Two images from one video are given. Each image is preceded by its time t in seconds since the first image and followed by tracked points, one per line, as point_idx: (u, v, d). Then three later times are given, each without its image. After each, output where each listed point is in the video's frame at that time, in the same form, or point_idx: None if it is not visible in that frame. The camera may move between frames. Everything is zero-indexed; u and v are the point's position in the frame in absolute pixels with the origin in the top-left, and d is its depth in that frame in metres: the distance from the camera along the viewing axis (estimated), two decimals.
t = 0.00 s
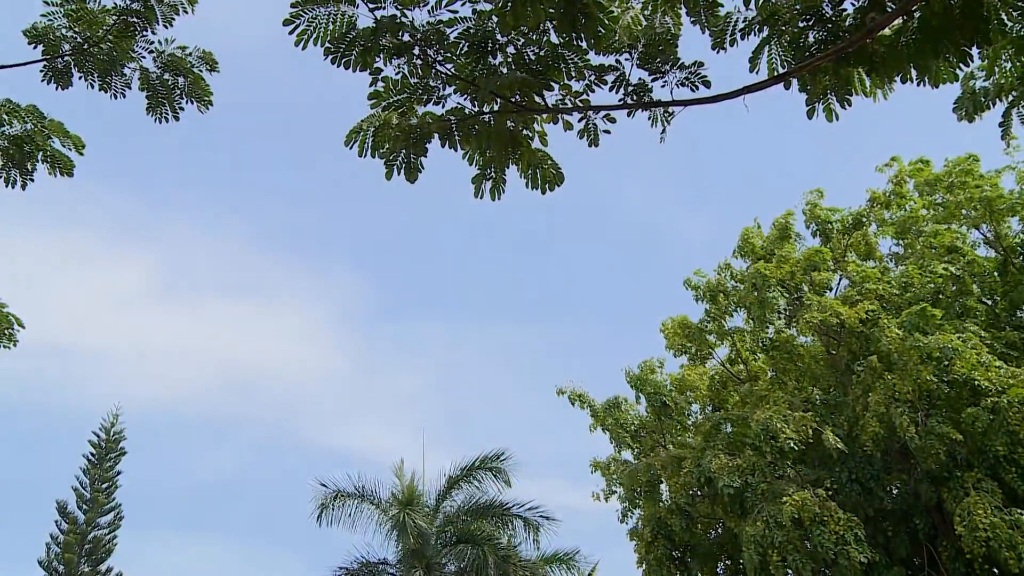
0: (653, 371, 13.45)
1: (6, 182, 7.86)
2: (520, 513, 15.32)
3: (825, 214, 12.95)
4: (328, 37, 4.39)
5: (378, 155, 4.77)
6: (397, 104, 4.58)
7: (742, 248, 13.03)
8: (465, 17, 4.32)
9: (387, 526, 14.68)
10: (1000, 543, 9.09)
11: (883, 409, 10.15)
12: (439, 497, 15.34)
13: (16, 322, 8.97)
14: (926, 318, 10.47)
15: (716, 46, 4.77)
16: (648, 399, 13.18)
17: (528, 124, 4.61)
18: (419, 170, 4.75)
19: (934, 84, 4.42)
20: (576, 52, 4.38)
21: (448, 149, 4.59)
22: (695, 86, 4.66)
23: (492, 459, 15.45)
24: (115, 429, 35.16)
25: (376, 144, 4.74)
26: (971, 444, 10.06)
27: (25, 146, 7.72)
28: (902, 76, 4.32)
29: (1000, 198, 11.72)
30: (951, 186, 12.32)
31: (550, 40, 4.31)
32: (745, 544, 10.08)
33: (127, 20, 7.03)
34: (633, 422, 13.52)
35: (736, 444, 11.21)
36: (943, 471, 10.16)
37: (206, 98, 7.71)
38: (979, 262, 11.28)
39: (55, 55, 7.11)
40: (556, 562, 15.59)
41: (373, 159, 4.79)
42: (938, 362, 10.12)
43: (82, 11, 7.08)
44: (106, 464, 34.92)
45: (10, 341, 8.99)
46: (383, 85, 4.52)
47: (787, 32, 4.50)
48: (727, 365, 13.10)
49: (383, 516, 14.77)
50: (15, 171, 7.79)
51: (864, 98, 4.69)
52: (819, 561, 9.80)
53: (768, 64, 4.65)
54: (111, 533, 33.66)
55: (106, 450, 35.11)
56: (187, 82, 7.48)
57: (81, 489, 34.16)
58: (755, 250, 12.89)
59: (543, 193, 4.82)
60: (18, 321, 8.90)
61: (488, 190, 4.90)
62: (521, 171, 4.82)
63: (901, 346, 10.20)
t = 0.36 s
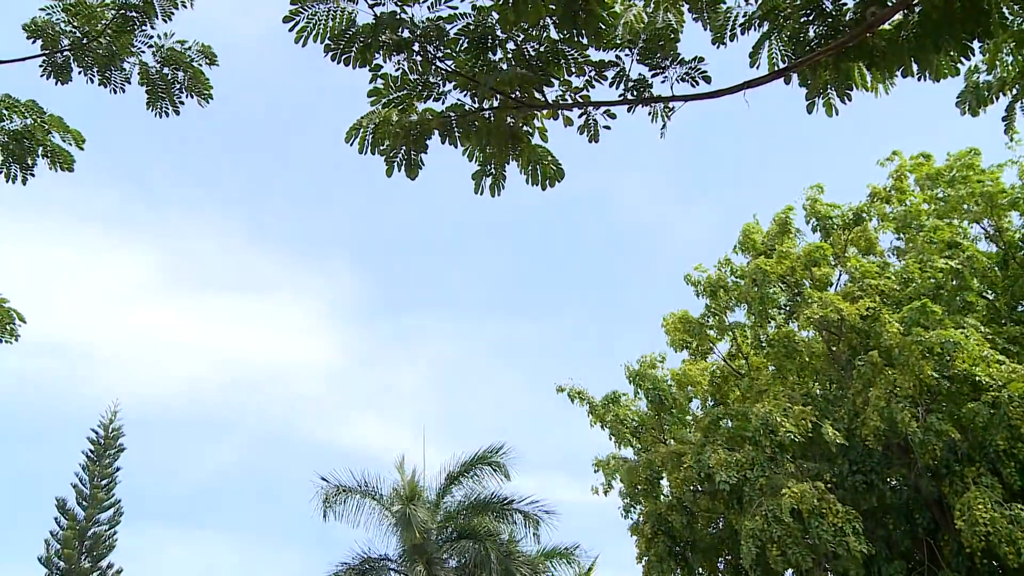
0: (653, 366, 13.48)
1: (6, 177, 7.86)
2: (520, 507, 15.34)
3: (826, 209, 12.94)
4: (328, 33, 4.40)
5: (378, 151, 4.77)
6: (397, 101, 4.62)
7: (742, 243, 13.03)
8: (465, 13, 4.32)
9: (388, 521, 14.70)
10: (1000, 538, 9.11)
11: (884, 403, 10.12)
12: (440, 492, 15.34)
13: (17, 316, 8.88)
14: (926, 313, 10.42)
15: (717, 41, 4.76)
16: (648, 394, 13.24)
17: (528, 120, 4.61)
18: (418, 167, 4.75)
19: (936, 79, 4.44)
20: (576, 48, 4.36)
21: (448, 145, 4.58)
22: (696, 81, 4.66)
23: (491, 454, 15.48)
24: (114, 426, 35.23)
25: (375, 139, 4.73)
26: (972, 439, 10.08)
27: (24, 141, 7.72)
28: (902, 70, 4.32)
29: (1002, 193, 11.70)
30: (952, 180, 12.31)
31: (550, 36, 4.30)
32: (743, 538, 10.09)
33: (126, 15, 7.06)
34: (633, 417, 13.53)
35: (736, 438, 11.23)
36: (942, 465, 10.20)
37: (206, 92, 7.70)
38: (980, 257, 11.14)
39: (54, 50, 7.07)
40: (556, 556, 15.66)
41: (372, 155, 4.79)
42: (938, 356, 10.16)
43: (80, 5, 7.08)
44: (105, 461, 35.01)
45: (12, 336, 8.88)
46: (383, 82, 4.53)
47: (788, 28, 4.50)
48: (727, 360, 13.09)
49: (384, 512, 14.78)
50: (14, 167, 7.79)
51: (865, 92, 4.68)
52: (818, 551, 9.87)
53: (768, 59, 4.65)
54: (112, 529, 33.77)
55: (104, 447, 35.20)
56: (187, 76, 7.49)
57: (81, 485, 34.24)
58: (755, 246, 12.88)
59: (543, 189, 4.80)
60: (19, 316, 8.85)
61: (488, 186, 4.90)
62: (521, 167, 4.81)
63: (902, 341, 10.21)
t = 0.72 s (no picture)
0: (656, 357, 13.50)
1: (11, 170, 7.93)
2: (521, 498, 15.42)
3: (824, 201, 12.97)
4: (329, 28, 4.41)
5: (380, 145, 4.82)
6: (398, 95, 4.63)
7: (742, 235, 13.08)
8: (466, 7, 4.37)
9: (390, 511, 14.78)
10: (995, 528, 9.17)
11: (883, 394, 10.18)
12: (442, 482, 15.41)
13: (25, 307, 8.90)
14: (924, 304, 10.62)
15: (716, 34, 4.75)
16: (648, 385, 13.25)
17: (529, 113, 4.69)
18: (420, 160, 4.82)
19: (934, 71, 4.51)
20: (577, 41, 4.41)
21: (449, 139, 4.67)
22: (696, 74, 4.71)
23: (491, 444, 15.56)
24: (117, 418, 35.35)
25: (377, 133, 4.78)
26: (969, 429, 10.11)
27: (29, 135, 7.77)
28: (901, 63, 4.37)
29: (1000, 184, 11.73)
30: (951, 172, 12.36)
31: (551, 29, 4.36)
32: (739, 529, 10.11)
33: (128, 8, 7.00)
34: (633, 408, 13.60)
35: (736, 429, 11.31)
36: (939, 454, 10.24)
37: (209, 86, 7.73)
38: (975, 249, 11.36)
39: (58, 43, 7.17)
40: (557, 546, 15.75)
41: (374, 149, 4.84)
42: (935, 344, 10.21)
43: None
44: (108, 453, 35.14)
45: (18, 327, 8.85)
46: (385, 76, 4.58)
47: (787, 20, 4.54)
48: (728, 352, 13.19)
49: (386, 502, 14.87)
50: (20, 160, 7.84)
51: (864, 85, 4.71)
52: (814, 542, 9.92)
53: (768, 52, 4.67)
54: (116, 519, 33.95)
55: (108, 439, 35.34)
56: (189, 69, 7.52)
57: (85, 477, 34.38)
58: (755, 238, 12.93)
59: (545, 182, 4.84)
60: (25, 307, 8.86)
61: (490, 179, 4.94)
62: (522, 160, 4.86)
63: (900, 332, 10.29)
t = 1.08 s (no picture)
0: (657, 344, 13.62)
1: (19, 160, 8.01)
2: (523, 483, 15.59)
3: (821, 190, 13.07)
4: (333, 18, 4.47)
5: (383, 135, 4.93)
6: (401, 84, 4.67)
7: (739, 224, 13.16)
8: None
9: (393, 497, 14.95)
10: (988, 511, 9.27)
11: (878, 379, 10.28)
12: (445, 468, 15.55)
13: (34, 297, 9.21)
14: (921, 291, 10.65)
15: (716, 24, 4.86)
16: (649, 370, 13.36)
17: (529, 102, 4.78)
18: (423, 149, 4.90)
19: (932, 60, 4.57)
20: (576, 31, 4.51)
21: (451, 128, 4.76)
22: (695, 63, 4.79)
23: (493, 430, 15.70)
24: (123, 404, 35.55)
25: (380, 122, 4.89)
26: (964, 414, 10.17)
27: (36, 125, 7.85)
28: (899, 52, 4.45)
29: (997, 172, 11.81)
30: (949, 160, 12.46)
31: (551, 19, 4.46)
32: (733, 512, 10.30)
33: None
34: (633, 393, 13.74)
35: (734, 415, 11.42)
36: (934, 440, 10.28)
37: (212, 75, 7.82)
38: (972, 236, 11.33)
39: (64, 34, 7.21)
40: (558, 531, 15.93)
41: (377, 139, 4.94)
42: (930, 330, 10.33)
43: None
44: (115, 438, 35.37)
45: (27, 316, 9.15)
46: (388, 65, 4.64)
47: (786, 10, 4.63)
48: (727, 339, 13.29)
49: (389, 488, 15.05)
50: (28, 149, 7.92)
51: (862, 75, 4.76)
52: (802, 524, 10.12)
53: (767, 42, 4.76)
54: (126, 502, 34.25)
55: (114, 425, 35.58)
56: (194, 59, 7.60)
57: (93, 462, 34.63)
58: (753, 227, 13.01)
59: (546, 170, 4.94)
60: (33, 296, 9.19)
61: (492, 168, 5.04)
62: (523, 149, 4.96)
63: (895, 319, 10.37)
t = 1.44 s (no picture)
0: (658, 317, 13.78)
1: (29, 138, 8.08)
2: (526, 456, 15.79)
3: (820, 167, 13.13)
4: None
5: (387, 112, 5.01)
6: (405, 62, 4.81)
7: (738, 201, 13.21)
8: None
9: (398, 470, 15.15)
10: (978, 479, 9.45)
11: (872, 355, 10.40)
12: (449, 442, 15.75)
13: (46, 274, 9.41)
14: (917, 268, 10.66)
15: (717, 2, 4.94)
16: (650, 344, 13.52)
17: (533, 81, 4.86)
18: (426, 127, 4.99)
19: (931, 37, 4.66)
20: (579, 9, 4.62)
21: (455, 106, 4.86)
22: (697, 41, 4.87)
23: (497, 405, 15.89)
24: (134, 379, 35.86)
25: (385, 100, 4.96)
26: (957, 388, 10.29)
27: (45, 102, 7.93)
28: (899, 30, 4.53)
29: (996, 150, 11.84)
30: (948, 137, 12.54)
31: None
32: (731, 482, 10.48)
33: None
34: (635, 367, 13.88)
35: (733, 387, 11.58)
36: (929, 412, 10.46)
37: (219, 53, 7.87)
38: (969, 214, 11.44)
39: (71, 11, 7.30)
40: (561, 503, 16.17)
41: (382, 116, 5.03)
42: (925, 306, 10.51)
43: None
44: (127, 412, 35.75)
45: (40, 293, 9.35)
46: (392, 43, 4.76)
47: None
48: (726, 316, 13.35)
49: (394, 461, 15.24)
50: (37, 127, 7.99)
51: (862, 52, 4.83)
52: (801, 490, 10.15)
53: (768, 20, 4.84)
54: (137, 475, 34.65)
55: (126, 400, 35.97)
56: (200, 36, 7.66)
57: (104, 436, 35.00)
58: (751, 204, 13.02)
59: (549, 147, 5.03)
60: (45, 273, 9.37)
61: (496, 146, 5.12)
62: (526, 126, 5.04)
63: (890, 296, 10.49)
